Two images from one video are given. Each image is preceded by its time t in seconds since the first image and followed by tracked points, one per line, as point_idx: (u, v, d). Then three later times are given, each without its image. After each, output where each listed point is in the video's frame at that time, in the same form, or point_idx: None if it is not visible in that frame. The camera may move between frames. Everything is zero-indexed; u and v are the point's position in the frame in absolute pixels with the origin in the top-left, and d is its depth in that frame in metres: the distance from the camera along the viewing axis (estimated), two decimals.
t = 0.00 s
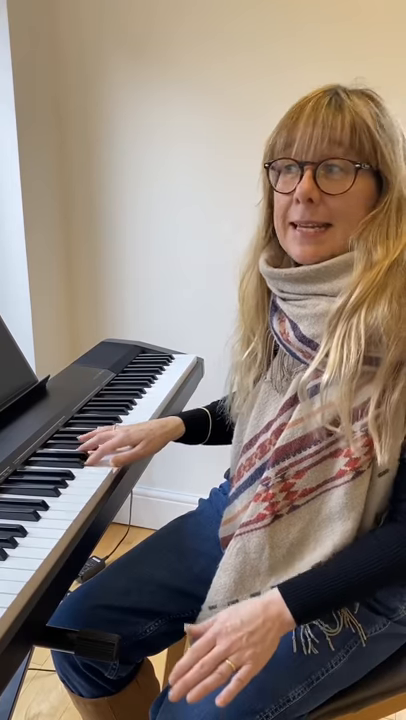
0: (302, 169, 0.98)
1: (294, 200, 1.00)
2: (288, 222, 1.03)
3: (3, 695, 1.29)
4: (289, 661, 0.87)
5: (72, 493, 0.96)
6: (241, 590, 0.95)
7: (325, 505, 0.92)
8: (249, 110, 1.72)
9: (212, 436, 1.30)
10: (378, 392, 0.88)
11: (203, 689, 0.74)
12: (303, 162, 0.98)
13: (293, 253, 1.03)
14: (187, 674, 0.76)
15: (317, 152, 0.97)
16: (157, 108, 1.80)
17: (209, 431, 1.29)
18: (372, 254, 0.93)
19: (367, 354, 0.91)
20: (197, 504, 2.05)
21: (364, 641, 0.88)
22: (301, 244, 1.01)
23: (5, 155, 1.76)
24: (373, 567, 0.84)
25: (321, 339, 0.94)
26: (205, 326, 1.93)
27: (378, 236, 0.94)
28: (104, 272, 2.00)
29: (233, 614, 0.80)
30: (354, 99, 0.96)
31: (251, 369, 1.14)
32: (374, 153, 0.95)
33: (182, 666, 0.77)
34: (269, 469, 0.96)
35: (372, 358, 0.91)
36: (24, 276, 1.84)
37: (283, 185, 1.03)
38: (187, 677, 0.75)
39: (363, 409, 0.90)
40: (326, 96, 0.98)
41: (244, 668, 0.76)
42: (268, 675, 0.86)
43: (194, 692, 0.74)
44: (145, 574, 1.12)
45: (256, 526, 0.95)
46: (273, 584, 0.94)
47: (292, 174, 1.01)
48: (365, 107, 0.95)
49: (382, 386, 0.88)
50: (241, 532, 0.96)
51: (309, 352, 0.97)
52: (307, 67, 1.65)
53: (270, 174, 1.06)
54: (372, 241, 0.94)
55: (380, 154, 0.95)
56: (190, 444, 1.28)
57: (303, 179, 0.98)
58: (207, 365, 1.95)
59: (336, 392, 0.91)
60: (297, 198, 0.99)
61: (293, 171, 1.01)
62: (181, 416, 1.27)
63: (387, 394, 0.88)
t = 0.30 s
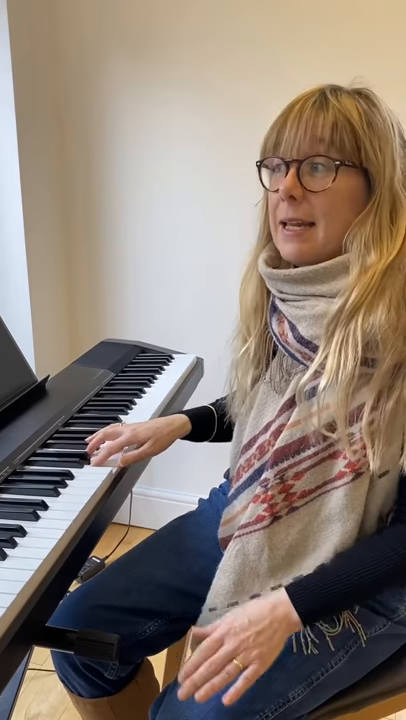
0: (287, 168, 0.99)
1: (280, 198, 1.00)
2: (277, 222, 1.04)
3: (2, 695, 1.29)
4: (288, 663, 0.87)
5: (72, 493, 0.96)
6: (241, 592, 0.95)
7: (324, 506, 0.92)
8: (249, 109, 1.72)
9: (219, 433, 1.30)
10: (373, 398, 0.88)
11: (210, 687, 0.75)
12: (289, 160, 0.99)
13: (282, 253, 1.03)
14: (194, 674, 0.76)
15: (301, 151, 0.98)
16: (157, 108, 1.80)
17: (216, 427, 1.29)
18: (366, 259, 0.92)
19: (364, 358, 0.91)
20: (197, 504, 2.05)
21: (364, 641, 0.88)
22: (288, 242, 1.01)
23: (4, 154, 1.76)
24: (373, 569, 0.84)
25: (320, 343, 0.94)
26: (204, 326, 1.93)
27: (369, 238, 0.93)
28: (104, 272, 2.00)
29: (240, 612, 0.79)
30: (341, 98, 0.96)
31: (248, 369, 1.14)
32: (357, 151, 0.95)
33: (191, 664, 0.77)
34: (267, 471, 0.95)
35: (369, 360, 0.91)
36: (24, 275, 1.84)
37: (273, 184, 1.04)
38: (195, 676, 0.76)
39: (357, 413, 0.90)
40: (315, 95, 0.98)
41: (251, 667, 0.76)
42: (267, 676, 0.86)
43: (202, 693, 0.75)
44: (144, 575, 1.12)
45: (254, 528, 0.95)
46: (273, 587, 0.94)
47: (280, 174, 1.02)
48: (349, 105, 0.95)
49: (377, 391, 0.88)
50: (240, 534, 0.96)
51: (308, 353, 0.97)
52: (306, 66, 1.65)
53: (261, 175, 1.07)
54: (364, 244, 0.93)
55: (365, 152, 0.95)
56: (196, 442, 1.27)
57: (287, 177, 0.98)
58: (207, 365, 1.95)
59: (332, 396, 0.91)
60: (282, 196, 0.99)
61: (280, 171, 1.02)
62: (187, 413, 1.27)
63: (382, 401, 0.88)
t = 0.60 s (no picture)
0: (293, 161, 0.99)
1: (286, 192, 1.00)
2: (281, 216, 1.03)
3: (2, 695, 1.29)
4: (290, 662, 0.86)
5: (72, 493, 0.96)
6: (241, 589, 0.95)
7: (325, 505, 0.92)
8: (249, 109, 1.71)
9: (214, 432, 1.30)
10: (374, 393, 0.88)
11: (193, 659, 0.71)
12: (295, 154, 0.99)
13: (287, 248, 1.03)
14: (177, 645, 0.73)
15: (308, 144, 0.98)
16: (157, 108, 1.80)
17: (214, 427, 1.29)
18: (368, 249, 0.92)
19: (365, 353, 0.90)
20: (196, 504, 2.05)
21: (364, 641, 0.89)
22: (294, 236, 1.01)
23: (4, 154, 1.76)
24: (372, 568, 0.84)
25: (321, 338, 0.94)
26: (205, 326, 1.93)
27: (372, 230, 0.93)
28: (104, 272, 2.00)
29: (229, 588, 0.79)
30: (345, 93, 0.97)
31: (246, 370, 1.14)
32: (364, 144, 0.95)
33: (174, 633, 0.75)
34: (268, 469, 0.95)
35: (371, 357, 0.90)
36: (24, 275, 1.84)
37: (276, 180, 1.04)
38: (178, 644, 0.73)
39: (359, 409, 0.90)
40: (319, 90, 0.99)
41: (235, 644, 0.74)
42: (268, 675, 0.85)
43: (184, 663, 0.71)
44: (144, 574, 1.12)
45: (255, 526, 0.95)
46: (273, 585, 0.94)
47: (284, 168, 1.02)
48: (356, 100, 0.96)
49: (379, 386, 0.88)
50: (241, 532, 0.96)
51: (308, 351, 0.97)
52: (306, 67, 1.64)
53: (263, 171, 1.07)
54: (369, 235, 0.93)
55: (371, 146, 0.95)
56: (194, 440, 1.27)
57: (294, 170, 0.98)
58: (208, 365, 1.95)
59: (334, 390, 0.91)
60: (288, 189, 0.99)
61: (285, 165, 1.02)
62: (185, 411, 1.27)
63: (384, 396, 0.87)
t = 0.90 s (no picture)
0: (305, 161, 0.98)
1: (298, 192, 0.99)
2: (290, 217, 1.02)
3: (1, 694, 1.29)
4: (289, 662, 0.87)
5: (71, 493, 0.96)
6: (241, 589, 0.95)
7: (324, 504, 0.92)
8: (250, 110, 1.71)
9: (216, 432, 1.29)
10: (377, 384, 0.88)
11: (207, 682, 0.74)
12: (305, 154, 0.98)
13: (295, 248, 1.02)
14: (191, 667, 0.76)
15: (319, 144, 0.97)
16: (158, 108, 1.80)
17: (214, 427, 1.29)
18: (369, 242, 0.93)
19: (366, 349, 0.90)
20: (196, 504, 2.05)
21: (362, 640, 0.88)
22: (306, 236, 0.99)
23: (4, 154, 1.76)
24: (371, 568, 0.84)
25: (321, 332, 0.93)
26: (205, 326, 1.93)
27: (374, 225, 0.94)
28: (104, 272, 2.00)
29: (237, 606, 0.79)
30: (349, 93, 0.98)
31: (246, 371, 1.14)
32: (374, 145, 0.97)
33: (188, 658, 0.78)
34: (268, 469, 0.95)
35: (370, 357, 0.90)
36: (23, 275, 1.84)
37: (282, 180, 1.02)
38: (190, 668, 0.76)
39: (363, 402, 0.89)
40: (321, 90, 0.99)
41: (247, 662, 0.75)
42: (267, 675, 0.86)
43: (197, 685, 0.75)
44: (143, 574, 1.12)
45: (255, 526, 0.95)
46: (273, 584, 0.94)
47: (292, 168, 1.00)
48: (362, 100, 0.97)
49: (381, 376, 0.88)
50: (241, 532, 0.96)
51: (306, 350, 0.96)
52: (307, 67, 1.64)
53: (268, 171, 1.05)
54: (372, 229, 0.94)
55: (380, 146, 0.97)
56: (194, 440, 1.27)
57: (307, 171, 0.97)
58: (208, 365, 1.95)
59: (337, 384, 0.91)
60: (302, 190, 0.98)
61: (293, 165, 1.00)
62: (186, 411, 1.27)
63: (387, 385, 0.87)
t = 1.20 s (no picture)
0: (303, 173, 0.97)
1: (297, 204, 0.99)
2: (289, 227, 1.02)
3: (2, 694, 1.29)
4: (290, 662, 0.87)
5: (72, 492, 0.96)
6: (241, 588, 0.95)
7: (324, 504, 0.92)
8: (250, 110, 1.72)
9: (216, 431, 1.30)
10: (378, 383, 0.88)
11: (208, 688, 0.79)
12: (302, 165, 0.98)
13: (296, 258, 1.02)
14: (191, 675, 0.81)
15: (317, 154, 0.96)
16: (158, 108, 1.80)
17: (214, 426, 1.29)
18: (367, 244, 0.94)
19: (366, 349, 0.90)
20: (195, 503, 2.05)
21: (362, 640, 0.88)
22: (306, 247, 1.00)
23: (4, 154, 1.76)
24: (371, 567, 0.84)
25: (320, 334, 0.94)
26: (205, 326, 1.93)
27: (373, 226, 0.94)
28: (103, 272, 2.00)
29: (238, 613, 0.83)
30: (342, 97, 0.96)
31: (248, 371, 1.14)
32: (372, 151, 0.96)
33: (188, 665, 0.82)
34: (268, 469, 0.95)
35: (369, 357, 0.90)
36: (23, 275, 1.84)
37: (280, 190, 1.02)
38: (191, 677, 0.80)
39: (364, 402, 0.89)
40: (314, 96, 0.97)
41: (248, 667, 0.79)
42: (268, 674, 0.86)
43: (198, 694, 0.79)
44: (143, 574, 1.12)
45: (255, 526, 0.95)
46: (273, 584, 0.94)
47: (290, 179, 1.00)
48: (357, 106, 0.96)
49: (382, 375, 0.88)
50: (240, 531, 0.96)
51: (306, 351, 0.96)
52: (307, 67, 1.65)
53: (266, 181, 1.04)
54: (370, 231, 0.94)
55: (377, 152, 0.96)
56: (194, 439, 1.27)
57: (306, 183, 0.97)
58: (208, 365, 1.95)
59: (338, 385, 0.91)
60: (301, 202, 0.97)
61: (290, 175, 1.00)
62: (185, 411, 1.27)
63: (388, 384, 0.88)
